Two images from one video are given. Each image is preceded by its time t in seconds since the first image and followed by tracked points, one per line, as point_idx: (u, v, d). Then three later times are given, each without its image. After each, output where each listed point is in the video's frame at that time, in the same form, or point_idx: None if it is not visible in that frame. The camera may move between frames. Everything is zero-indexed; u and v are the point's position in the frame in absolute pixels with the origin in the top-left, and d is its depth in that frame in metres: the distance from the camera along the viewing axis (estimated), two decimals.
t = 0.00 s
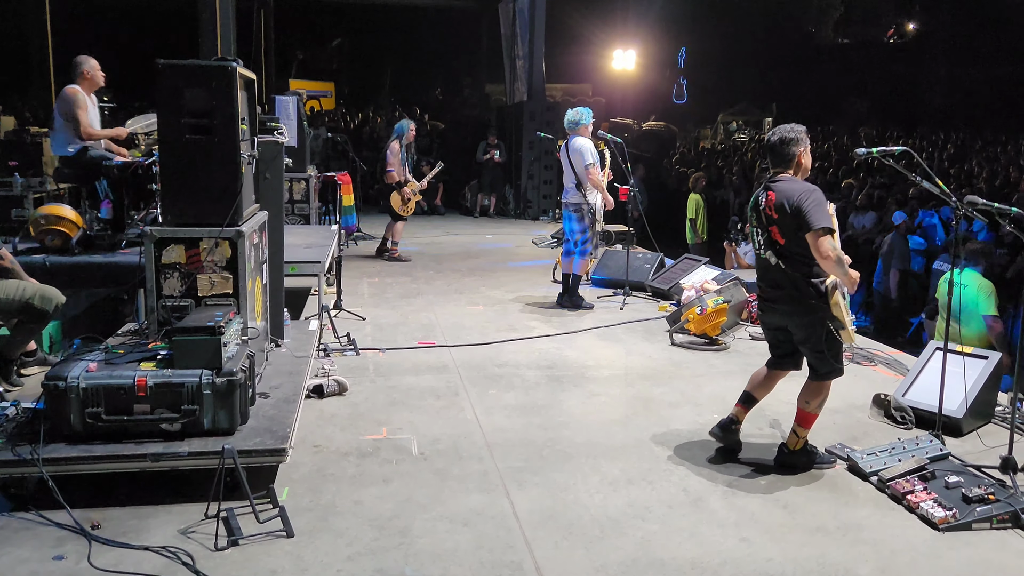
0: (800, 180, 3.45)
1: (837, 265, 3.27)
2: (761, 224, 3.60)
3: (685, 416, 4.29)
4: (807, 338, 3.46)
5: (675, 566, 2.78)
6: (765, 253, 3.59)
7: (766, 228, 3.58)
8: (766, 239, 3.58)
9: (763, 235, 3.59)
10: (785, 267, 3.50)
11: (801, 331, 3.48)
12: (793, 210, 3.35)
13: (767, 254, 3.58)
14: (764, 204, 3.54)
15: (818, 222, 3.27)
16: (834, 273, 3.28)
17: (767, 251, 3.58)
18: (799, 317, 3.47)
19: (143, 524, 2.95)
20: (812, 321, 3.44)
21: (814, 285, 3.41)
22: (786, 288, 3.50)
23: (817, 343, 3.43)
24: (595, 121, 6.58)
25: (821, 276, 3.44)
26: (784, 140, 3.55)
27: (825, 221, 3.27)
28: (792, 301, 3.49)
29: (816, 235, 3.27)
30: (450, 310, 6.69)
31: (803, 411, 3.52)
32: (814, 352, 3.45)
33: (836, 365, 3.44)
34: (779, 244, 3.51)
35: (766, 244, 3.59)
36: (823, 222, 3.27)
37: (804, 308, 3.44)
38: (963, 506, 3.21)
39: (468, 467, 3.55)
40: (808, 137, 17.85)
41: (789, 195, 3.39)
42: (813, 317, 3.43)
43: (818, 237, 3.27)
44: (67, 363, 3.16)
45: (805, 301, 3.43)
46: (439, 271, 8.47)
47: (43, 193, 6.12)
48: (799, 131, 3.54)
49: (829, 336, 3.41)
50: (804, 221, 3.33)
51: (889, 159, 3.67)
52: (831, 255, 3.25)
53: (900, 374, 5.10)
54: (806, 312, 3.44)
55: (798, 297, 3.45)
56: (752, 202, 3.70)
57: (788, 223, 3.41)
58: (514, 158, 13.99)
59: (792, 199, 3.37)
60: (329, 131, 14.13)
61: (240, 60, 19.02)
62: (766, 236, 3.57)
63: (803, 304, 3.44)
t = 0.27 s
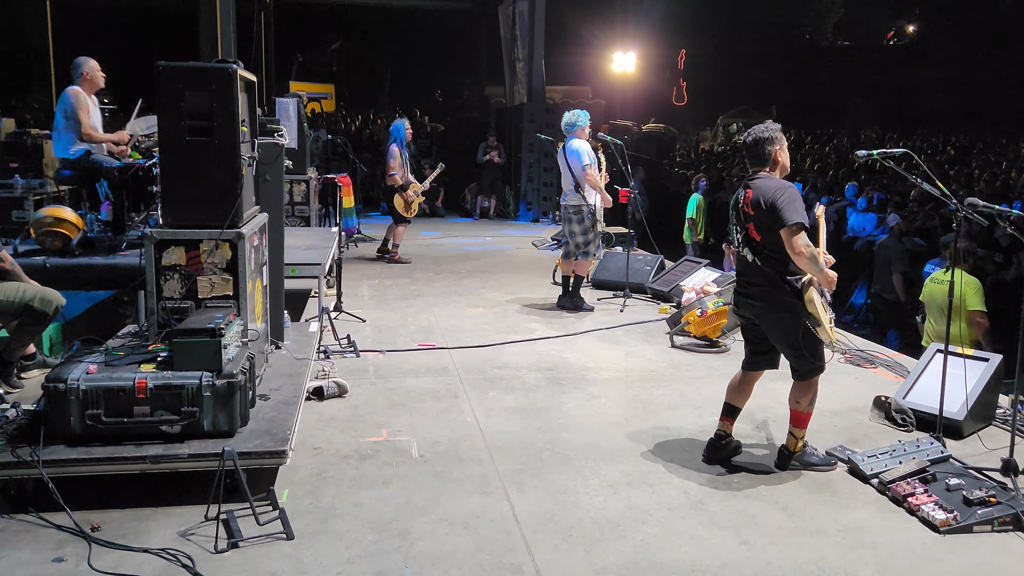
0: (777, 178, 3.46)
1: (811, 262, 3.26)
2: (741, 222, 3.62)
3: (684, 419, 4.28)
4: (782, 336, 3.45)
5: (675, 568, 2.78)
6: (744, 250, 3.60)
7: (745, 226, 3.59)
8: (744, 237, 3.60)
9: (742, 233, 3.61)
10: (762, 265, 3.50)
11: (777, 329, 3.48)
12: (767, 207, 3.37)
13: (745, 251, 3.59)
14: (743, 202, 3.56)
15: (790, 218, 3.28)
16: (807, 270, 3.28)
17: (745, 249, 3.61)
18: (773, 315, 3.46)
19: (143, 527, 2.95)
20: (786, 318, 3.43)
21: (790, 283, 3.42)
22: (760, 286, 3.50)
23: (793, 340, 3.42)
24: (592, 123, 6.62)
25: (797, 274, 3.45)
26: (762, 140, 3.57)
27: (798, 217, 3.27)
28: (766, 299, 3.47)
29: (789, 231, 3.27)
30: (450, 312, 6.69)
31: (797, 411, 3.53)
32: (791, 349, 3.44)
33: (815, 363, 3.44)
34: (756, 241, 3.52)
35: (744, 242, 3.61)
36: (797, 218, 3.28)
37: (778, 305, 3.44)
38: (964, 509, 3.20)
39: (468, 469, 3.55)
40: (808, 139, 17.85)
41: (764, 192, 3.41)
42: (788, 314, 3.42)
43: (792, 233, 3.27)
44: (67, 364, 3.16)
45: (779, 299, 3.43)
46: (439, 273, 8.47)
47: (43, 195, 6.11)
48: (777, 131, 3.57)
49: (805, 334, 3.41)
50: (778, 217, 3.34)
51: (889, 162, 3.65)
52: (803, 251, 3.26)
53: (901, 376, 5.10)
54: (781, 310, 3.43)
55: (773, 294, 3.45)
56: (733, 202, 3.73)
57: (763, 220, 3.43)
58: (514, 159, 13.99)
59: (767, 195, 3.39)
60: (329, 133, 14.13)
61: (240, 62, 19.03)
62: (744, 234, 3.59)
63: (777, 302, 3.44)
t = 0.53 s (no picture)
0: (760, 177, 3.47)
1: (796, 258, 3.23)
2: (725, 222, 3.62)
3: (685, 421, 4.28)
4: (772, 335, 3.45)
5: (676, 571, 2.77)
6: (729, 250, 3.60)
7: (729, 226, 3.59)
8: (729, 237, 3.60)
9: (727, 233, 3.61)
10: (748, 264, 3.50)
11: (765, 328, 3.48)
12: (751, 205, 3.36)
13: (731, 250, 3.59)
14: (727, 201, 3.56)
15: (774, 215, 3.26)
16: (792, 265, 3.24)
17: (730, 249, 3.60)
18: (762, 314, 3.46)
19: (145, 529, 2.95)
20: (775, 317, 3.43)
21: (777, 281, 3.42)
22: (749, 285, 3.50)
23: (783, 339, 3.42)
24: (593, 125, 6.60)
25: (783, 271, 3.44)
26: (747, 139, 3.57)
27: (781, 213, 3.26)
28: (754, 299, 3.48)
29: (773, 228, 3.25)
30: (451, 314, 6.69)
31: (795, 412, 3.55)
32: (781, 348, 3.45)
33: (805, 361, 3.45)
34: (740, 240, 3.51)
35: (729, 242, 3.61)
36: (780, 214, 3.26)
37: (768, 304, 3.44)
38: (966, 511, 3.20)
39: (469, 472, 3.55)
40: (809, 141, 17.84)
41: (748, 191, 3.40)
42: (776, 312, 3.42)
43: (776, 230, 3.25)
44: (69, 366, 3.16)
45: (768, 297, 3.43)
46: (440, 275, 8.47)
47: (45, 197, 6.10)
48: (758, 130, 3.56)
49: (794, 332, 3.41)
50: (761, 215, 3.34)
51: (891, 163, 3.63)
52: (788, 246, 3.22)
53: (902, 378, 5.09)
54: (770, 308, 3.44)
55: (761, 294, 3.46)
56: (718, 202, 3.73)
57: (747, 219, 3.42)
58: (516, 161, 14.00)
59: (750, 194, 3.39)
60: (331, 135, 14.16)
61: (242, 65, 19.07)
62: (729, 234, 3.59)
63: (765, 301, 3.45)
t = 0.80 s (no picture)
0: (756, 175, 3.47)
1: (796, 254, 3.26)
2: (722, 220, 3.61)
3: (688, 419, 4.27)
4: (773, 331, 3.44)
5: (679, 570, 2.77)
6: (727, 249, 3.59)
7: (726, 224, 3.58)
8: (726, 236, 3.59)
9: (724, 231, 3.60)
10: (746, 261, 3.50)
11: (766, 325, 3.46)
12: (749, 202, 3.37)
13: (728, 249, 3.58)
14: (723, 200, 3.56)
15: (772, 212, 3.28)
16: (792, 262, 3.28)
17: (728, 247, 3.59)
18: (762, 311, 3.45)
19: (147, 527, 2.94)
20: (776, 313, 3.42)
21: (777, 277, 3.42)
22: (748, 283, 3.49)
23: (784, 335, 3.41)
24: (594, 123, 6.58)
25: (783, 267, 3.44)
26: (744, 139, 3.60)
27: (779, 209, 3.28)
28: (754, 296, 3.47)
29: (772, 224, 3.28)
30: (453, 312, 6.68)
31: (798, 406, 3.55)
32: (783, 345, 3.43)
33: (807, 357, 3.42)
34: (737, 238, 3.51)
35: (727, 241, 3.60)
36: (779, 211, 3.28)
37: (768, 301, 3.43)
38: (970, 510, 3.19)
39: (471, 471, 3.54)
40: (812, 139, 17.81)
41: (744, 188, 3.41)
42: (778, 309, 3.41)
43: (775, 226, 3.27)
44: (70, 365, 3.16)
45: (768, 294, 3.43)
46: (443, 273, 8.47)
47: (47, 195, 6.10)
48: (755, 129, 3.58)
49: (796, 327, 3.39)
50: (759, 212, 3.34)
51: (893, 161, 3.62)
52: (787, 243, 3.25)
53: (905, 376, 5.08)
54: (770, 305, 3.43)
55: (761, 291, 3.45)
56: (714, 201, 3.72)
57: (745, 216, 3.42)
58: (518, 159, 13.97)
59: (747, 191, 3.39)
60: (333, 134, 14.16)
61: (244, 64, 19.07)
62: (726, 232, 3.58)
63: (766, 298, 3.43)
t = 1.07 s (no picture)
0: (774, 172, 3.46)
1: (813, 255, 3.27)
2: (737, 216, 3.59)
3: (690, 416, 4.27)
4: (784, 330, 3.43)
5: (680, 567, 2.76)
6: (740, 245, 3.57)
7: (741, 220, 3.56)
8: (741, 231, 3.56)
9: (738, 227, 3.58)
10: (760, 258, 3.48)
11: (776, 323, 3.46)
12: (768, 199, 3.35)
13: (742, 245, 3.56)
14: (740, 195, 3.53)
15: (792, 210, 3.27)
16: (809, 262, 3.28)
17: (742, 243, 3.57)
18: (774, 309, 3.44)
19: (148, 523, 2.95)
20: (788, 312, 3.41)
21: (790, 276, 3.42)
22: (760, 280, 3.47)
23: (795, 334, 3.41)
24: (597, 120, 6.58)
25: (796, 267, 3.43)
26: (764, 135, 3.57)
27: (800, 208, 3.27)
28: (766, 294, 3.46)
29: (792, 223, 3.27)
30: (455, 309, 6.67)
31: (800, 406, 3.53)
32: (792, 344, 3.42)
33: (816, 357, 3.42)
34: (753, 235, 3.49)
35: (740, 237, 3.58)
36: (798, 210, 3.27)
37: (780, 299, 3.42)
38: (972, 507, 3.18)
39: (473, 467, 3.54)
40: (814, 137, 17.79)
41: (764, 185, 3.39)
42: (789, 308, 3.40)
43: (795, 225, 3.27)
44: (72, 361, 3.16)
45: (781, 292, 3.41)
46: (444, 270, 8.46)
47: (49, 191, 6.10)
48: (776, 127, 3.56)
49: (806, 327, 3.39)
50: (778, 210, 3.33)
51: (897, 158, 3.61)
52: (805, 242, 3.26)
53: (908, 374, 5.07)
54: (782, 303, 3.42)
55: (774, 289, 3.43)
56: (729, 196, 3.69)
57: (762, 212, 3.40)
58: (520, 156, 13.96)
59: (767, 187, 3.37)
60: (335, 131, 14.16)
61: (246, 60, 19.06)
62: (741, 228, 3.56)
63: (778, 296, 3.42)
